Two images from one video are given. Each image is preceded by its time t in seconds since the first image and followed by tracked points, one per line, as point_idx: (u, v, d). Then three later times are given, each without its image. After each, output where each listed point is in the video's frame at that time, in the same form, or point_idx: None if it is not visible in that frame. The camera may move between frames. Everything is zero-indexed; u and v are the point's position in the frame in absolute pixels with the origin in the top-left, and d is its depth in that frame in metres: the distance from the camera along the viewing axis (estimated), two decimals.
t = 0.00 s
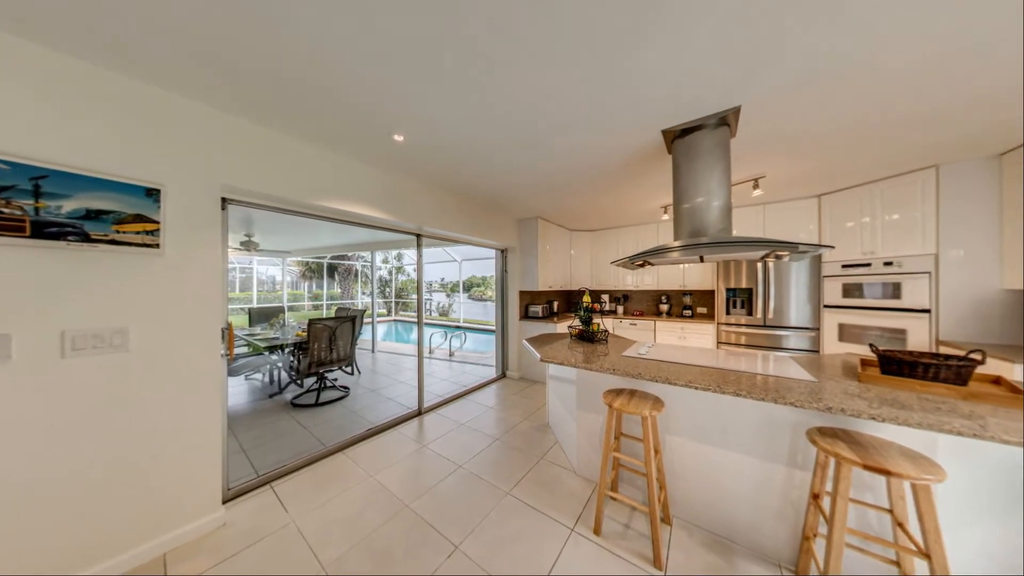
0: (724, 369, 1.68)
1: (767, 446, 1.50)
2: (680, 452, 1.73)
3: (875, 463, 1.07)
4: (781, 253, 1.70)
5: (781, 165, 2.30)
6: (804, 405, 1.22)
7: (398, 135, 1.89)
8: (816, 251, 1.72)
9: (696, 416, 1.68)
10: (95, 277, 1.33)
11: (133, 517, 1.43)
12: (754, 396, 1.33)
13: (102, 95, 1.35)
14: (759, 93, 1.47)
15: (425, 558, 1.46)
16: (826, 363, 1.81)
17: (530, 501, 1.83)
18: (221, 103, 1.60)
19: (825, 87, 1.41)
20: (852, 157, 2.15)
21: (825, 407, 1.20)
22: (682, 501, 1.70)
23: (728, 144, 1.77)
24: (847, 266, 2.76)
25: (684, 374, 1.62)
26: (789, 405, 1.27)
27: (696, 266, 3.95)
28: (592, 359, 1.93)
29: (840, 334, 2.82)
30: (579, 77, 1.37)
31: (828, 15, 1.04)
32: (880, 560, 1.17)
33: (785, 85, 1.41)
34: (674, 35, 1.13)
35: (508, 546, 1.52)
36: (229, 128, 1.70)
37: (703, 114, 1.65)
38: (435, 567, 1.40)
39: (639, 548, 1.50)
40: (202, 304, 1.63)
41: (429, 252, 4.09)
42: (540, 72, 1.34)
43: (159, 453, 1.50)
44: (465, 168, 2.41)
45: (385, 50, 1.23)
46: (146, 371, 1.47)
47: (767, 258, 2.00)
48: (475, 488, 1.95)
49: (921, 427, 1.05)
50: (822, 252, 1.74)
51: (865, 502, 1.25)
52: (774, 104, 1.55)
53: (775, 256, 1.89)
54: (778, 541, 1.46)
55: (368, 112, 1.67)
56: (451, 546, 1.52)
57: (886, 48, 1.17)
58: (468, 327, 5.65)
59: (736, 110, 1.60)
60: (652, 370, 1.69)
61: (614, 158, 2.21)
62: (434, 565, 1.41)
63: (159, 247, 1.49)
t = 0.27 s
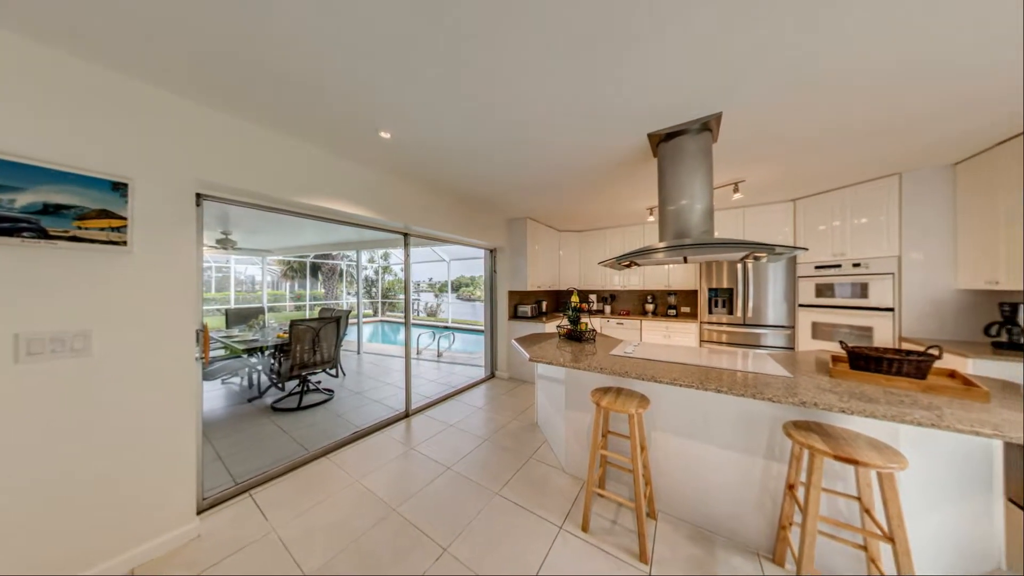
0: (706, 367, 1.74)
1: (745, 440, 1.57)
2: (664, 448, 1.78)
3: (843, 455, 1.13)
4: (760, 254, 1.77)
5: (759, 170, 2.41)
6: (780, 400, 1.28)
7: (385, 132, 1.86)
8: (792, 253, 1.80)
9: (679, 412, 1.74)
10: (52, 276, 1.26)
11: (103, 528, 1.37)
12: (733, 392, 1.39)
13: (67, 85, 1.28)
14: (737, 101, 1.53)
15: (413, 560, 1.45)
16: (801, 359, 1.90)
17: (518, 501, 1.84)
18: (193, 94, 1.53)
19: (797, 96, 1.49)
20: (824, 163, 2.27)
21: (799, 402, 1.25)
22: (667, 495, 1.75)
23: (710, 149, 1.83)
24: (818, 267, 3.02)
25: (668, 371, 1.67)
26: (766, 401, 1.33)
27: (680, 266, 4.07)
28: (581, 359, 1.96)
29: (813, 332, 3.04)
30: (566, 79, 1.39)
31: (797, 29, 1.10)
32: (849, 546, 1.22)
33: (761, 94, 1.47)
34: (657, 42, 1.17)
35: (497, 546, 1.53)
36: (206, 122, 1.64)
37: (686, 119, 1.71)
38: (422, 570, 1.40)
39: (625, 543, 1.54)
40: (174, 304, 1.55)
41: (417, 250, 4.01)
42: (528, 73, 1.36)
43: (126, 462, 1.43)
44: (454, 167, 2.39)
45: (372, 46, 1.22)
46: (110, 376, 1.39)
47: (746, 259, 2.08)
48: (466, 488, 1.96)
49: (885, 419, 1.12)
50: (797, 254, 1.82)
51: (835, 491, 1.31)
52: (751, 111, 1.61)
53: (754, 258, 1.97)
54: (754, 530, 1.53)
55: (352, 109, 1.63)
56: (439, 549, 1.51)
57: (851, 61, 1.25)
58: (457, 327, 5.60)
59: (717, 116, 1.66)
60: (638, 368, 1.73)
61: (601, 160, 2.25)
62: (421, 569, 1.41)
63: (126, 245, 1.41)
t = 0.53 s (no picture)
0: (690, 365, 1.79)
1: (726, 435, 1.62)
2: (650, 444, 1.82)
3: (817, 446, 1.19)
4: (739, 256, 1.84)
5: (739, 174, 2.50)
6: (759, 396, 1.33)
7: (372, 128, 1.83)
8: (770, 254, 1.88)
9: (664, 409, 1.78)
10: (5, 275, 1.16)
11: (63, 544, 1.28)
12: (715, 388, 1.43)
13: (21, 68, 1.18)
14: (719, 106, 1.58)
15: (401, 564, 1.43)
16: (777, 356, 1.98)
17: (508, 501, 1.84)
18: (165, 84, 1.45)
19: (776, 103, 1.56)
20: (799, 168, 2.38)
21: (776, 397, 1.31)
22: (652, 490, 1.80)
23: (693, 152, 1.89)
24: (795, 268, 3.15)
25: (654, 369, 1.71)
26: (746, 396, 1.38)
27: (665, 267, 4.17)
28: (569, 358, 1.98)
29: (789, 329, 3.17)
30: (556, 80, 1.40)
31: (775, 38, 1.14)
32: (821, 533, 1.28)
33: (742, 100, 1.53)
34: (644, 46, 1.20)
35: (487, 546, 1.53)
36: (180, 113, 1.56)
37: (670, 123, 1.75)
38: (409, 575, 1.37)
39: (612, 538, 1.57)
40: (144, 305, 1.47)
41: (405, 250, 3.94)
42: (518, 73, 1.36)
43: (88, 473, 1.33)
44: (443, 166, 2.37)
45: (358, 39, 1.19)
46: (71, 382, 1.29)
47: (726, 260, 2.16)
48: (451, 492, 1.92)
49: (854, 412, 1.19)
50: (774, 255, 1.90)
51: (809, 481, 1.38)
52: (732, 117, 1.67)
53: (734, 259, 2.04)
54: (735, 521, 1.59)
55: (337, 104, 1.59)
56: (427, 552, 1.50)
57: (825, 70, 1.31)
58: (445, 327, 5.53)
59: (700, 121, 1.71)
60: (625, 367, 1.77)
61: (589, 162, 2.28)
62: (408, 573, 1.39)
63: (90, 242, 1.33)
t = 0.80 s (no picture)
0: (675, 363, 1.84)
1: (708, 429, 1.68)
2: (636, 441, 1.86)
3: (792, 438, 1.25)
4: (720, 257, 1.90)
5: (720, 178, 2.59)
6: (739, 391, 1.39)
7: (358, 124, 1.79)
8: (749, 255, 1.95)
9: (650, 407, 1.82)
10: None
11: (16, 564, 1.19)
12: (698, 385, 1.48)
13: None
14: (701, 112, 1.63)
15: (387, 570, 1.40)
16: (756, 354, 2.06)
17: (496, 501, 1.84)
18: (131, 71, 1.36)
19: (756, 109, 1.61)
20: (776, 172, 2.49)
21: (754, 392, 1.37)
22: (639, 486, 1.83)
23: (677, 156, 1.94)
24: (772, 269, 3.28)
25: (640, 368, 1.74)
26: (727, 392, 1.43)
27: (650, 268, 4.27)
28: (558, 357, 2.00)
29: (767, 327, 3.31)
30: (545, 81, 1.42)
31: (756, 44, 1.18)
32: (796, 521, 1.35)
33: (723, 106, 1.58)
34: (631, 50, 1.23)
35: (475, 548, 1.52)
36: (150, 102, 1.48)
37: (655, 127, 1.79)
38: None
39: (599, 535, 1.59)
40: (108, 305, 1.38)
41: (390, 250, 3.92)
42: (508, 72, 1.36)
43: (44, 488, 1.24)
44: (431, 164, 2.35)
45: (342, 33, 1.16)
46: (25, 389, 1.20)
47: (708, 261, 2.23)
48: (440, 494, 1.90)
49: (826, 405, 1.25)
50: (753, 256, 1.97)
51: (786, 472, 1.43)
52: (714, 122, 1.73)
53: (715, 260, 2.11)
54: (716, 513, 1.64)
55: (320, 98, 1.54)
56: (414, 556, 1.47)
57: (800, 80, 1.38)
58: (433, 328, 5.46)
59: (684, 126, 1.76)
60: (612, 365, 1.79)
61: (577, 163, 2.31)
62: None
63: (46, 238, 1.23)
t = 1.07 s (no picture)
0: (660, 361, 1.88)
1: (691, 425, 1.73)
2: (623, 438, 1.90)
3: (770, 432, 1.30)
4: (703, 258, 1.96)
5: (703, 181, 2.67)
6: (720, 388, 1.44)
7: (343, 120, 1.75)
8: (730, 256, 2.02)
9: (636, 404, 1.86)
10: None
11: None
12: (682, 382, 1.53)
13: None
14: (684, 117, 1.68)
15: None
16: (736, 351, 2.14)
17: (485, 502, 1.84)
18: (95, 57, 1.28)
19: (736, 116, 1.67)
20: (755, 177, 2.59)
21: (735, 388, 1.42)
22: (625, 483, 1.87)
23: (662, 160, 1.99)
24: (751, 270, 3.41)
25: (627, 366, 1.78)
26: (709, 389, 1.48)
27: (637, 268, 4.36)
28: (546, 357, 2.01)
29: (746, 326, 3.44)
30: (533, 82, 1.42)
31: (736, 54, 1.23)
32: (772, 512, 1.41)
33: (705, 112, 1.63)
34: (618, 54, 1.25)
35: (463, 549, 1.51)
36: (116, 90, 1.39)
37: (641, 131, 1.83)
38: None
39: (588, 531, 1.61)
40: (63, 304, 1.29)
41: (377, 249, 3.77)
42: (497, 72, 1.36)
43: None
44: (418, 162, 2.31)
45: (325, 26, 1.12)
46: None
47: (692, 262, 2.30)
48: (427, 498, 1.87)
49: (801, 400, 1.32)
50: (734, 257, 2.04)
51: (764, 465, 1.49)
52: (697, 128, 1.78)
53: (699, 261, 2.18)
54: (698, 506, 1.70)
55: (302, 92, 1.50)
56: (400, 560, 1.45)
57: (777, 88, 1.44)
58: (421, 329, 5.41)
59: (668, 130, 1.80)
60: (599, 364, 1.82)
61: (566, 164, 2.33)
62: None
63: None
